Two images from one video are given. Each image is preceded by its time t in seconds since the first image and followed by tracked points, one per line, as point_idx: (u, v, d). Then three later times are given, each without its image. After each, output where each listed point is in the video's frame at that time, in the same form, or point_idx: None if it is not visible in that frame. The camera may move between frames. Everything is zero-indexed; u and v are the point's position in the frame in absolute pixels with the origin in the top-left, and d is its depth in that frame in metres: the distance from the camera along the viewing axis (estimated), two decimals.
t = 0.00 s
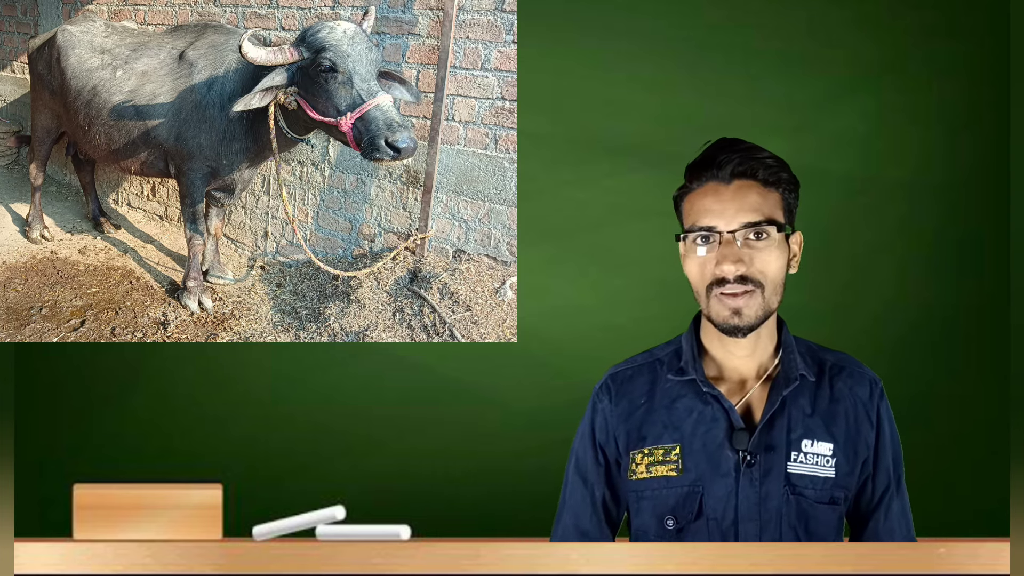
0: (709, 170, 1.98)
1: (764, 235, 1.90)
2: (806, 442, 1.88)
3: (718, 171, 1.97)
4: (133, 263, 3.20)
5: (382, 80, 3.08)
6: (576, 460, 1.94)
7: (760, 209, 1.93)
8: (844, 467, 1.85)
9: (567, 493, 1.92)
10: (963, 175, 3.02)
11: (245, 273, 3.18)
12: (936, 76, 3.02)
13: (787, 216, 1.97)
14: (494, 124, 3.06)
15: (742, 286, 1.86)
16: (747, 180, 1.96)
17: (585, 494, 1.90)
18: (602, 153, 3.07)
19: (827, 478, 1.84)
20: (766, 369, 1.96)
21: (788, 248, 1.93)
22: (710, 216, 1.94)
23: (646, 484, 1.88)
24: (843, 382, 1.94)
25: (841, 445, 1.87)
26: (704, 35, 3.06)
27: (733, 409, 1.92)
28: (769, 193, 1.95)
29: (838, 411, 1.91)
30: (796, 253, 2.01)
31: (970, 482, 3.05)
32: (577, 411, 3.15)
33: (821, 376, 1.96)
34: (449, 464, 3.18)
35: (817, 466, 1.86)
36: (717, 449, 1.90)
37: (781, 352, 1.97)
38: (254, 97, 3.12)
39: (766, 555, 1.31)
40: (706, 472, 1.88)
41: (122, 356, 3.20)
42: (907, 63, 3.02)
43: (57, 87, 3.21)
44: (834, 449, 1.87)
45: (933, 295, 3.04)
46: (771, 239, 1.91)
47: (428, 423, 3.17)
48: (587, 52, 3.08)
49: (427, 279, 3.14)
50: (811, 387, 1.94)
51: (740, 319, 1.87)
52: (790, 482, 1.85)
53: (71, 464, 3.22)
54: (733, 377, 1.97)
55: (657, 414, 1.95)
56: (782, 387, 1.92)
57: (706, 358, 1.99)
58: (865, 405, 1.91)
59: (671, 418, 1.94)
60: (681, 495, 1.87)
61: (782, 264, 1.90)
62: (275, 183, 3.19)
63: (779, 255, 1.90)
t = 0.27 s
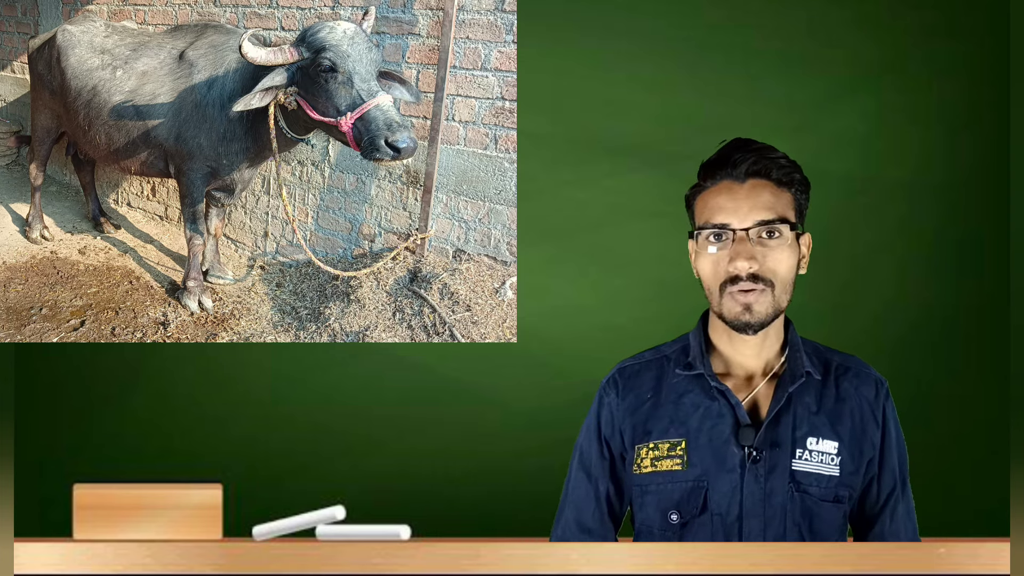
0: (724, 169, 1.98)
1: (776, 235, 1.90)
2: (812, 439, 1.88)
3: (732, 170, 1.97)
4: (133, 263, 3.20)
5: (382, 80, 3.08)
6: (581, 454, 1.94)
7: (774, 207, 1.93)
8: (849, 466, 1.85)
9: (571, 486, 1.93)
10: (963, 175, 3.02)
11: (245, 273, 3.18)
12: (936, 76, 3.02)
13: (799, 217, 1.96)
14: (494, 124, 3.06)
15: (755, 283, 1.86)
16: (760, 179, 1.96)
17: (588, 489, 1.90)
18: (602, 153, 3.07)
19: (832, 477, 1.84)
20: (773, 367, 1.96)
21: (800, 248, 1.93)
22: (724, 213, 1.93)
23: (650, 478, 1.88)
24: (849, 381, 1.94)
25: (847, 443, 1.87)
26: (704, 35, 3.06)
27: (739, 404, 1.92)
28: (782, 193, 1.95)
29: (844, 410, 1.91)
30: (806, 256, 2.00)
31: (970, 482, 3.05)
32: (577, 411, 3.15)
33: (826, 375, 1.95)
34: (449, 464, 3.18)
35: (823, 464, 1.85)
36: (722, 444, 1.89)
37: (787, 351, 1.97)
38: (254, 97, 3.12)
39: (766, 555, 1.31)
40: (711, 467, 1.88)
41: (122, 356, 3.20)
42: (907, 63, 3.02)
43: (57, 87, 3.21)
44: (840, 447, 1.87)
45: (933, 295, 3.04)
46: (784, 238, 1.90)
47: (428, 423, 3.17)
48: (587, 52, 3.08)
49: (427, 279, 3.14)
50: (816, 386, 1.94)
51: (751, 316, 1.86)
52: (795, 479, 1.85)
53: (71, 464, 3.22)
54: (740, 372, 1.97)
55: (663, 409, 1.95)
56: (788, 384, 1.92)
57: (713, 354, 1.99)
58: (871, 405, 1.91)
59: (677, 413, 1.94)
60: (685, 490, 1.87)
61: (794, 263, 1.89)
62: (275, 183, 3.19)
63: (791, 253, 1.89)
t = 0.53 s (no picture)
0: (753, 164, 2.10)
1: (791, 235, 1.99)
2: (809, 438, 1.98)
3: (761, 166, 2.09)
4: (133, 263, 3.20)
5: (382, 80, 3.08)
6: (582, 456, 2.11)
7: (796, 208, 2.05)
8: (847, 464, 1.94)
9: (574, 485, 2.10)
10: (963, 175, 3.02)
11: (245, 273, 3.18)
12: (936, 76, 3.02)
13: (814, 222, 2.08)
14: (494, 124, 3.06)
15: (768, 279, 1.96)
16: (785, 179, 2.08)
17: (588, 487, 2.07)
18: (602, 153, 3.07)
19: (829, 476, 1.94)
20: (767, 368, 2.05)
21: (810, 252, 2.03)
22: (748, 205, 2.06)
23: (647, 477, 2.05)
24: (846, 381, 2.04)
25: (844, 442, 1.97)
26: (704, 35, 3.06)
27: (732, 404, 2.03)
28: (802, 197, 2.07)
29: (842, 410, 2.00)
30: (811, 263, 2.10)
31: (970, 482, 3.04)
32: (576, 412, 3.15)
33: (824, 375, 2.05)
34: (449, 464, 3.18)
35: (820, 463, 1.96)
36: (717, 444, 2.04)
37: (783, 350, 2.06)
38: (254, 97, 3.12)
39: (766, 555, 1.32)
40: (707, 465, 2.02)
41: (122, 356, 3.19)
42: (907, 63, 3.02)
43: (57, 87, 3.21)
44: (837, 445, 1.97)
45: (933, 295, 3.04)
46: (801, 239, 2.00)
47: (428, 423, 3.17)
48: (587, 52, 3.08)
49: (427, 279, 3.14)
50: (814, 385, 2.04)
51: (759, 310, 1.97)
52: (792, 478, 1.95)
53: (71, 464, 3.22)
54: (736, 374, 2.06)
55: (660, 409, 2.09)
56: (784, 383, 2.02)
57: (711, 356, 2.08)
58: (868, 405, 2.00)
59: (673, 413, 2.08)
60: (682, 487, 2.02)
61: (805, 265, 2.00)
62: (275, 183, 3.19)
63: (804, 257, 1.99)
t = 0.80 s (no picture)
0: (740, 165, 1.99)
1: (783, 234, 1.90)
2: (809, 439, 1.88)
3: (748, 167, 1.98)
4: (133, 263, 3.20)
5: (382, 80, 3.08)
6: (579, 459, 1.95)
7: (786, 207, 1.94)
8: (847, 467, 1.84)
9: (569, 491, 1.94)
10: (963, 174, 3.02)
11: (245, 273, 3.19)
12: (936, 76, 3.02)
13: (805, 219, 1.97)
14: (494, 124, 3.06)
15: (762, 278, 1.85)
16: (774, 178, 1.97)
17: (585, 493, 1.92)
18: (602, 153, 3.07)
19: (830, 478, 1.84)
20: (770, 369, 1.95)
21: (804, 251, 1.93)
22: (737, 206, 1.94)
23: (648, 481, 1.89)
24: (846, 383, 1.93)
25: (844, 444, 1.86)
26: (704, 35, 3.06)
27: (735, 406, 1.92)
28: (792, 195, 1.96)
29: (842, 412, 1.90)
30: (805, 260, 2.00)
31: (970, 482, 3.05)
32: (576, 411, 3.15)
33: (824, 376, 1.95)
34: (449, 464, 3.18)
35: (821, 464, 1.85)
36: (720, 445, 1.90)
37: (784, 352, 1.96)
38: (254, 97, 3.12)
39: (765, 555, 1.31)
40: (709, 467, 1.88)
41: (122, 356, 3.19)
42: (907, 63, 3.02)
43: (57, 87, 3.21)
44: (838, 447, 1.86)
45: (933, 295, 3.04)
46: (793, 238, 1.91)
47: (428, 423, 3.17)
48: (587, 52, 3.08)
49: (427, 279, 3.14)
50: (814, 387, 1.93)
51: (755, 310, 1.85)
52: (793, 480, 1.85)
53: (71, 464, 3.22)
54: (737, 375, 1.96)
55: (662, 411, 1.96)
56: (785, 384, 1.92)
57: (711, 357, 1.98)
58: (869, 406, 1.90)
59: (675, 414, 1.94)
60: (683, 491, 1.87)
61: (800, 263, 1.89)
62: (275, 183, 3.19)
63: (798, 255, 1.89)
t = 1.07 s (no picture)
0: (740, 168, 1.98)
1: (780, 240, 1.88)
2: (802, 441, 1.87)
3: (748, 170, 1.96)
4: (133, 263, 3.20)
5: (382, 80, 3.07)
6: (576, 465, 1.94)
7: (785, 213, 1.92)
8: (841, 468, 1.83)
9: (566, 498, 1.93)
10: (963, 174, 3.02)
11: (245, 273, 3.18)
12: (936, 76, 3.02)
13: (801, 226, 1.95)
14: (494, 124, 3.06)
15: (759, 282, 1.83)
16: (774, 183, 1.95)
17: (583, 499, 1.91)
18: (602, 153, 3.07)
19: (824, 479, 1.82)
20: (762, 371, 1.94)
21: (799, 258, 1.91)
22: (736, 209, 1.92)
23: (643, 485, 1.87)
24: (839, 383, 1.93)
25: (838, 445, 1.86)
26: (704, 35, 3.06)
27: (728, 408, 1.91)
28: (791, 201, 1.94)
29: (836, 412, 1.89)
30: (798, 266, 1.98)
31: (970, 482, 3.05)
32: (576, 411, 3.15)
33: (817, 377, 1.94)
34: (449, 464, 3.18)
35: (814, 466, 1.84)
36: (713, 448, 1.88)
37: (777, 354, 1.95)
38: (254, 97, 3.12)
39: (765, 554, 1.31)
40: (702, 470, 1.86)
41: (122, 356, 3.20)
42: (907, 63, 3.02)
43: (57, 87, 3.21)
44: (831, 448, 1.85)
45: (933, 295, 3.04)
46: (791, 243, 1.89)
47: (428, 423, 3.17)
48: (587, 52, 3.08)
49: (427, 279, 3.14)
50: (807, 387, 1.93)
51: (750, 315, 1.84)
52: (787, 482, 1.83)
53: (71, 464, 3.22)
54: (729, 378, 1.95)
55: (655, 414, 1.94)
56: (778, 385, 1.91)
57: (702, 360, 1.98)
58: (862, 407, 1.89)
59: (669, 417, 1.92)
60: (677, 494, 1.86)
61: (795, 270, 1.88)
62: (275, 183, 3.19)
63: (795, 262, 1.88)
